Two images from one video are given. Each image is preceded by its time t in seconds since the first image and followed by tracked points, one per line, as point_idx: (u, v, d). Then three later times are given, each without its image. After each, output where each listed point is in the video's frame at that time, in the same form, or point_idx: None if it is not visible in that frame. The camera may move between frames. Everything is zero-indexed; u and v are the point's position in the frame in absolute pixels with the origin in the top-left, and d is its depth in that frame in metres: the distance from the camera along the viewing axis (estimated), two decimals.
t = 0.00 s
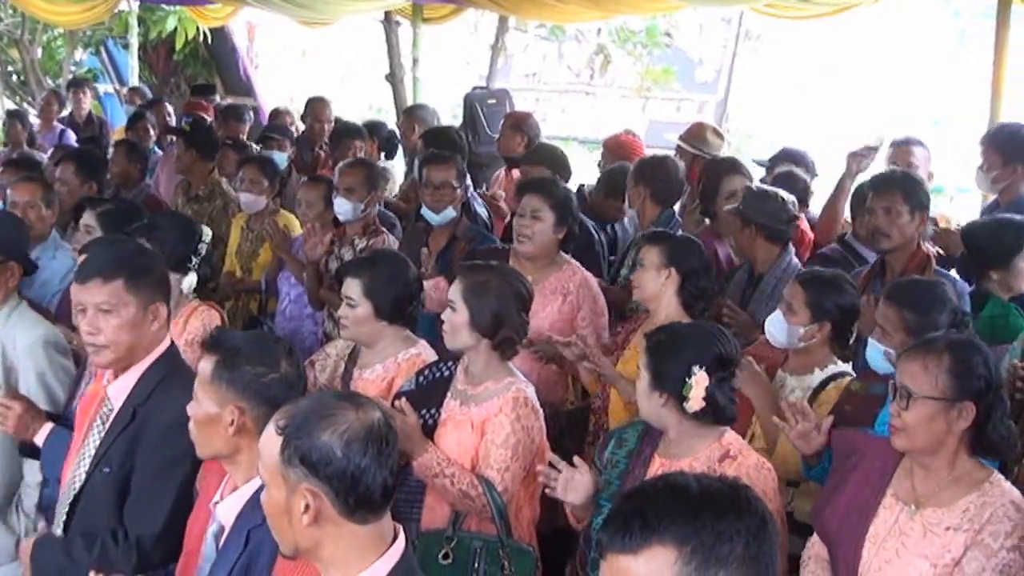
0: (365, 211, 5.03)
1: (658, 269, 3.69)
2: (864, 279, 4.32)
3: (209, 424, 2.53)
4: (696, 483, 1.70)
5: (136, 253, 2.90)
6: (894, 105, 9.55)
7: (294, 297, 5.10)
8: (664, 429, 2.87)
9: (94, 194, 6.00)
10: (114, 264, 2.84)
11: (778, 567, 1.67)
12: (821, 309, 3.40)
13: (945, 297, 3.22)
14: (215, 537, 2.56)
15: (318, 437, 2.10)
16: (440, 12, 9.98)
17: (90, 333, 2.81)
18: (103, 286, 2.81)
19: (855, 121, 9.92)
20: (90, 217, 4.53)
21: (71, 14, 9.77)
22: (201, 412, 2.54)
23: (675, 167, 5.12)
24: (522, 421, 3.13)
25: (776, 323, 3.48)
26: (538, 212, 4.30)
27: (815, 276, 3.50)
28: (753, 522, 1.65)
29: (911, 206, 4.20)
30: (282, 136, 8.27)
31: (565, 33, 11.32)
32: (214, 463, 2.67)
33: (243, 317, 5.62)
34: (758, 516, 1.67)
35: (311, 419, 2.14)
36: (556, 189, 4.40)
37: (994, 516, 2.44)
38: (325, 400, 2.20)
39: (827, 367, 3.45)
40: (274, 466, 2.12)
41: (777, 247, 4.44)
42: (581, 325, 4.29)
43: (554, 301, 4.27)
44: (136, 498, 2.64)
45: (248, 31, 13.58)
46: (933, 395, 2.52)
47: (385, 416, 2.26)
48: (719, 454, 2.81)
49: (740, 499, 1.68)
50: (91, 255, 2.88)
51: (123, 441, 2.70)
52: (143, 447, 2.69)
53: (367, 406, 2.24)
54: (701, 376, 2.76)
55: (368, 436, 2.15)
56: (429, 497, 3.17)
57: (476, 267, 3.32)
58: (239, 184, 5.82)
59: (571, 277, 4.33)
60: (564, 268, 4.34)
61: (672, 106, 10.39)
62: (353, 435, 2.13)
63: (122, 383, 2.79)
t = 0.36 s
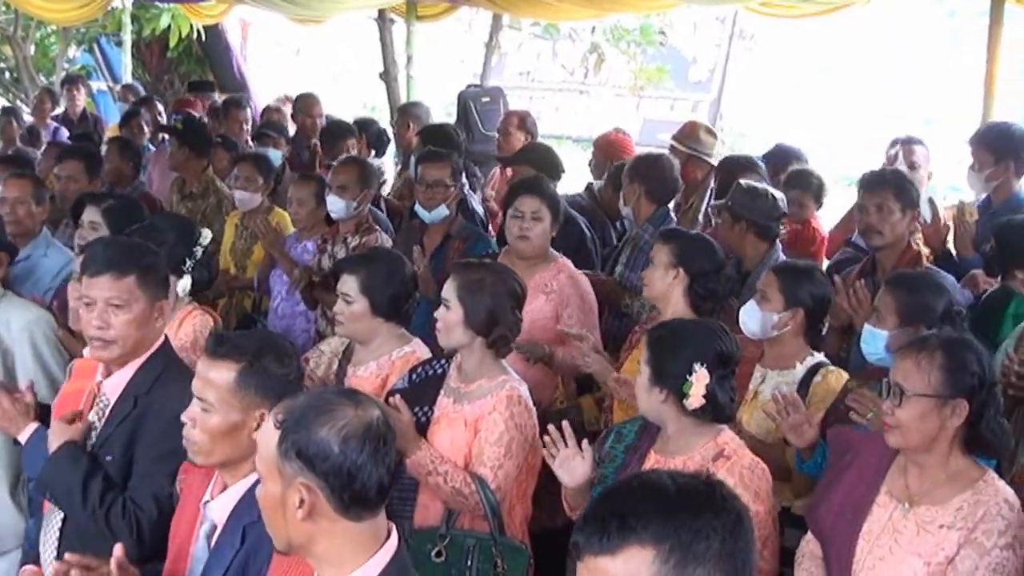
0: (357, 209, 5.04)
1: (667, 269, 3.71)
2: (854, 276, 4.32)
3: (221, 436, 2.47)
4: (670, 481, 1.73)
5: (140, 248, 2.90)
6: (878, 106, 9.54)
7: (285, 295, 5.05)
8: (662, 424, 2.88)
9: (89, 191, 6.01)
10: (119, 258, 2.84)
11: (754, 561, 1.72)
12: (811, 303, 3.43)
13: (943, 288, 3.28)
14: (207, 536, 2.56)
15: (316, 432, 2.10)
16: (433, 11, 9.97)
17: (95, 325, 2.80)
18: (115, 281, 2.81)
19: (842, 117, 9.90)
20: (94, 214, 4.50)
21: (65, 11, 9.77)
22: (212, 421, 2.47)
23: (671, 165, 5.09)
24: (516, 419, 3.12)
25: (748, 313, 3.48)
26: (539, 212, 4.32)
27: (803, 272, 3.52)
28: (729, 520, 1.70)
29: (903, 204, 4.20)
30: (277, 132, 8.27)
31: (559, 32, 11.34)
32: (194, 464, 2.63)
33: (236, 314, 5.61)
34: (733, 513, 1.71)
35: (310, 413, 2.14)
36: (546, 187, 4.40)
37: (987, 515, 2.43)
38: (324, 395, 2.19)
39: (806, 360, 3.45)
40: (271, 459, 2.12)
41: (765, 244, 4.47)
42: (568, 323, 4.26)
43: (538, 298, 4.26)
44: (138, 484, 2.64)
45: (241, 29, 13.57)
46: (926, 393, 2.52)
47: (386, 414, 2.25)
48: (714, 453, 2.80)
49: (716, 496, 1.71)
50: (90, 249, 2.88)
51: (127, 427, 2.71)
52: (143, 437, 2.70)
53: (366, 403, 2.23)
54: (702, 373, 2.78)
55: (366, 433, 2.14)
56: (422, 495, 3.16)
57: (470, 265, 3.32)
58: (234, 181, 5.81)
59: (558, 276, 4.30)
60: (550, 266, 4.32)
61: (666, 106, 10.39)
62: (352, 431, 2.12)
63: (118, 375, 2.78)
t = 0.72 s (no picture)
0: (341, 206, 5.02)
1: (656, 268, 3.71)
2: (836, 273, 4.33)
3: (234, 448, 2.49)
4: (640, 479, 1.78)
5: (136, 252, 2.87)
6: (854, 103, 9.59)
7: (269, 293, 5.08)
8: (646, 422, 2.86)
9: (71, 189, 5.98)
10: (113, 262, 2.81)
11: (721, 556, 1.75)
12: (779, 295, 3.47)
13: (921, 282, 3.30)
14: (190, 537, 2.54)
15: (298, 427, 2.09)
16: (417, 8, 9.96)
17: (81, 326, 2.79)
18: (109, 284, 2.78)
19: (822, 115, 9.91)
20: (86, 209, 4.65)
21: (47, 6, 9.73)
22: (222, 434, 2.48)
23: (655, 162, 5.13)
24: (499, 417, 3.13)
25: (716, 307, 3.50)
26: (519, 206, 4.32)
27: (767, 266, 3.53)
28: (697, 515, 1.73)
29: (884, 201, 4.21)
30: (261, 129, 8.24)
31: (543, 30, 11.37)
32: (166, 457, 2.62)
33: (219, 313, 5.63)
34: (701, 506, 1.76)
35: (291, 408, 2.13)
36: (528, 186, 4.41)
37: (971, 511, 2.43)
38: (306, 390, 2.18)
39: (781, 351, 3.45)
40: (253, 454, 2.11)
41: (748, 239, 4.50)
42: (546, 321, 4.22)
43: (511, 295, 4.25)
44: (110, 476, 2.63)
45: (224, 24, 13.54)
46: (910, 389, 2.51)
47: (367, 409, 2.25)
48: (698, 450, 2.81)
49: (686, 493, 1.76)
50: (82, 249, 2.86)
51: (102, 423, 2.71)
52: (119, 436, 2.70)
53: (348, 399, 2.22)
54: (708, 372, 2.81)
55: (347, 428, 2.14)
56: (405, 492, 3.15)
57: (453, 263, 3.32)
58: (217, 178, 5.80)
59: (534, 273, 4.27)
60: (529, 261, 4.30)
61: (651, 103, 10.29)
62: (333, 426, 2.12)
63: (104, 374, 2.78)
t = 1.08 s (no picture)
0: (327, 201, 5.00)
1: (631, 265, 3.74)
2: (821, 267, 4.33)
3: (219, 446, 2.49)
4: (613, 473, 1.78)
5: (136, 265, 2.86)
6: (836, 96, 9.61)
7: (253, 288, 5.11)
8: (630, 415, 2.84)
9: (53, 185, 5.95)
10: (107, 273, 2.80)
11: (698, 552, 1.75)
12: (759, 291, 3.44)
13: (903, 274, 3.32)
14: (175, 534, 2.57)
15: (294, 419, 2.09)
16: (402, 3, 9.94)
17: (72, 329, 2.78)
18: (103, 297, 2.76)
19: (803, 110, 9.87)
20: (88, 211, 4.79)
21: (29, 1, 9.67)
22: (190, 427, 2.47)
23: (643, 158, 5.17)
24: (483, 411, 3.12)
25: (700, 303, 3.51)
26: (507, 200, 4.31)
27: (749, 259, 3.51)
28: (672, 511, 1.73)
29: (869, 194, 4.21)
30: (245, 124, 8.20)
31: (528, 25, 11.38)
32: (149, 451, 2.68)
33: (203, 309, 5.61)
34: (678, 501, 1.76)
35: (287, 400, 2.13)
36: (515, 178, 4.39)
37: (957, 503, 2.43)
38: (303, 382, 2.18)
39: (767, 347, 3.43)
40: (248, 446, 2.11)
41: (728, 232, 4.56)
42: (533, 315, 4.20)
43: (501, 287, 4.25)
44: (59, 450, 2.66)
45: (208, 19, 13.47)
46: (893, 381, 2.52)
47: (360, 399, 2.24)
48: (680, 441, 2.82)
49: (659, 487, 1.76)
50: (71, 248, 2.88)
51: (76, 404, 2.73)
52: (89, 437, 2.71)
53: (344, 391, 2.21)
54: (695, 365, 2.84)
55: (344, 421, 2.13)
56: (389, 487, 3.15)
57: (431, 257, 3.30)
58: (200, 174, 5.78)
59: (523, 267, 4.28)
60: (517, 255, 4.31)
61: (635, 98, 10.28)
62: (329, 419, 2.11)
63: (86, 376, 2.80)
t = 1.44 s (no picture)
0: (314, 196, 4.98)
1: (619, 261, 3.74)
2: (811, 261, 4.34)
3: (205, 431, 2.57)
4: (603, 466, 1.78)
5: (117, 274, 2.90)
6: (818, 90, 9.61)
7: (239, 281, 5.12)
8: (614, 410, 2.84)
9: (40, 180, 5.94)
10: (86, 280, 2.84)
11: (689, 544, 1.75)
12: (752, 288, 3.43)
13: (885, 266, 3.31)
14: (161, 531, 2.60)
15: (297, 410, 2.11)
16: None
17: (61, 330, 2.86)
18: (80, 307, 2.82)
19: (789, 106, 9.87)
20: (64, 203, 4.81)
21: None
22: (150, 398, 2.55)
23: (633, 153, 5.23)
24: (471, 406, 3.12)
25: (696, 301, 3.49)
26: (497, 199, 4.30)
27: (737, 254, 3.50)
28: (663, 503, 1.73)
29: (858, 188, 4.22)
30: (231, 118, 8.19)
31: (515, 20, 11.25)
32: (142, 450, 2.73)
33: (190, 302, 5.61)
34: (668, 494, 1.75)
35: (289, 390, 2.15)
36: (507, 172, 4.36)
37: (945, 499, 2.44)
38: (306, 374, 2.20)
39: (757, 344, 3.43)
40: (248, 433, 2.13)
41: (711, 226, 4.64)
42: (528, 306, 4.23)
43: (500, 281, 4.27)
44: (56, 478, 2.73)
45: (194, 13, 13.44)
46: (881, 376, 2.52)
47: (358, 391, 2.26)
48: (666, 435, 2.83)
49: (649, 481, 1.76)
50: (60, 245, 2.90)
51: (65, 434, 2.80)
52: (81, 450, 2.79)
53: (346, 385, 2.23)
54: (682, 361, 2.84)
55: (346, 414, 2.16)
56: (377, 481, 3.11)
57: (412, 254, 3.29)
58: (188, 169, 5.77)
59: (521, 261, 4.29)
60: (511, 250, 4.31)
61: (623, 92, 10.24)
62: (332, 412, 2.14)
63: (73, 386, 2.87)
